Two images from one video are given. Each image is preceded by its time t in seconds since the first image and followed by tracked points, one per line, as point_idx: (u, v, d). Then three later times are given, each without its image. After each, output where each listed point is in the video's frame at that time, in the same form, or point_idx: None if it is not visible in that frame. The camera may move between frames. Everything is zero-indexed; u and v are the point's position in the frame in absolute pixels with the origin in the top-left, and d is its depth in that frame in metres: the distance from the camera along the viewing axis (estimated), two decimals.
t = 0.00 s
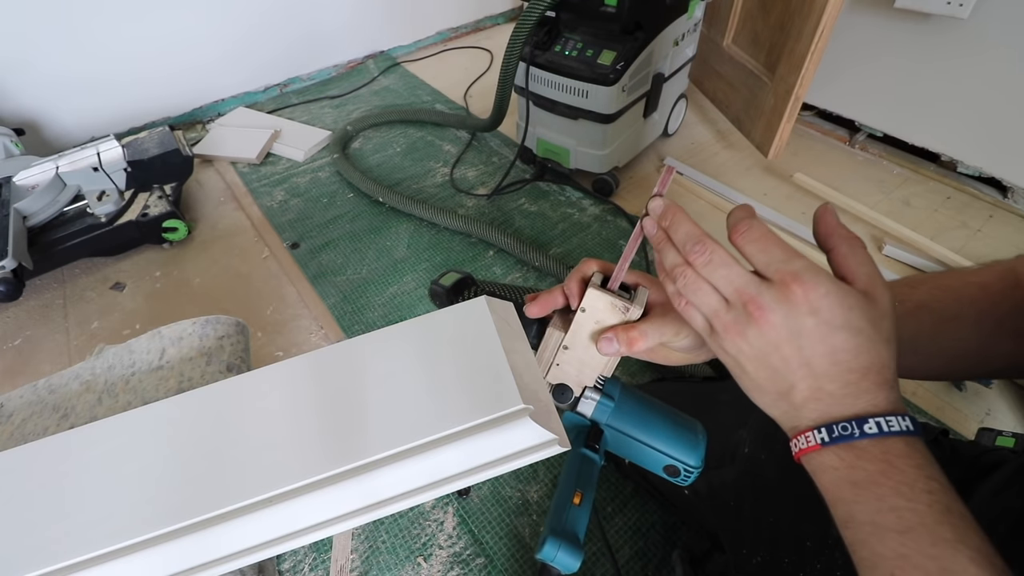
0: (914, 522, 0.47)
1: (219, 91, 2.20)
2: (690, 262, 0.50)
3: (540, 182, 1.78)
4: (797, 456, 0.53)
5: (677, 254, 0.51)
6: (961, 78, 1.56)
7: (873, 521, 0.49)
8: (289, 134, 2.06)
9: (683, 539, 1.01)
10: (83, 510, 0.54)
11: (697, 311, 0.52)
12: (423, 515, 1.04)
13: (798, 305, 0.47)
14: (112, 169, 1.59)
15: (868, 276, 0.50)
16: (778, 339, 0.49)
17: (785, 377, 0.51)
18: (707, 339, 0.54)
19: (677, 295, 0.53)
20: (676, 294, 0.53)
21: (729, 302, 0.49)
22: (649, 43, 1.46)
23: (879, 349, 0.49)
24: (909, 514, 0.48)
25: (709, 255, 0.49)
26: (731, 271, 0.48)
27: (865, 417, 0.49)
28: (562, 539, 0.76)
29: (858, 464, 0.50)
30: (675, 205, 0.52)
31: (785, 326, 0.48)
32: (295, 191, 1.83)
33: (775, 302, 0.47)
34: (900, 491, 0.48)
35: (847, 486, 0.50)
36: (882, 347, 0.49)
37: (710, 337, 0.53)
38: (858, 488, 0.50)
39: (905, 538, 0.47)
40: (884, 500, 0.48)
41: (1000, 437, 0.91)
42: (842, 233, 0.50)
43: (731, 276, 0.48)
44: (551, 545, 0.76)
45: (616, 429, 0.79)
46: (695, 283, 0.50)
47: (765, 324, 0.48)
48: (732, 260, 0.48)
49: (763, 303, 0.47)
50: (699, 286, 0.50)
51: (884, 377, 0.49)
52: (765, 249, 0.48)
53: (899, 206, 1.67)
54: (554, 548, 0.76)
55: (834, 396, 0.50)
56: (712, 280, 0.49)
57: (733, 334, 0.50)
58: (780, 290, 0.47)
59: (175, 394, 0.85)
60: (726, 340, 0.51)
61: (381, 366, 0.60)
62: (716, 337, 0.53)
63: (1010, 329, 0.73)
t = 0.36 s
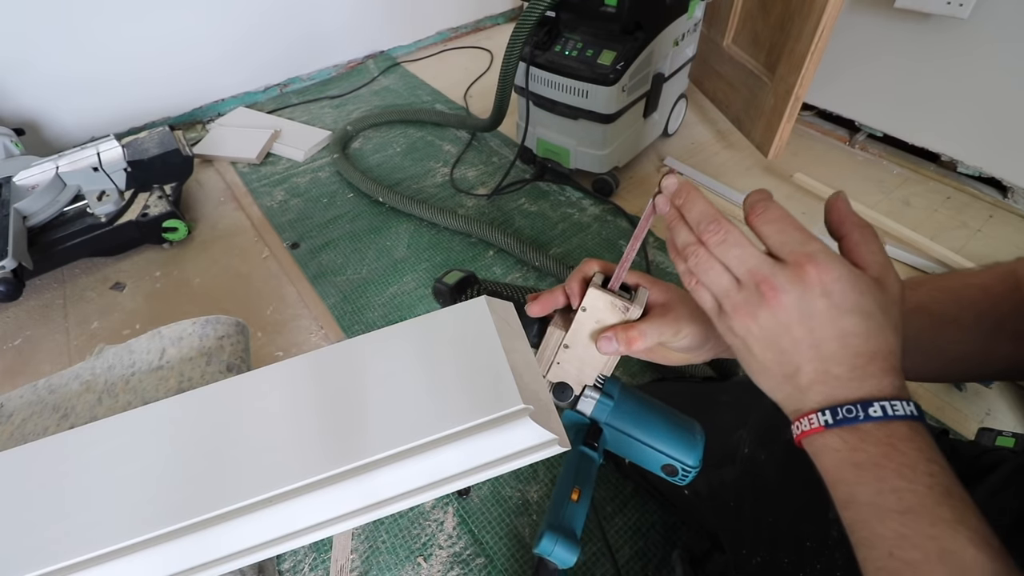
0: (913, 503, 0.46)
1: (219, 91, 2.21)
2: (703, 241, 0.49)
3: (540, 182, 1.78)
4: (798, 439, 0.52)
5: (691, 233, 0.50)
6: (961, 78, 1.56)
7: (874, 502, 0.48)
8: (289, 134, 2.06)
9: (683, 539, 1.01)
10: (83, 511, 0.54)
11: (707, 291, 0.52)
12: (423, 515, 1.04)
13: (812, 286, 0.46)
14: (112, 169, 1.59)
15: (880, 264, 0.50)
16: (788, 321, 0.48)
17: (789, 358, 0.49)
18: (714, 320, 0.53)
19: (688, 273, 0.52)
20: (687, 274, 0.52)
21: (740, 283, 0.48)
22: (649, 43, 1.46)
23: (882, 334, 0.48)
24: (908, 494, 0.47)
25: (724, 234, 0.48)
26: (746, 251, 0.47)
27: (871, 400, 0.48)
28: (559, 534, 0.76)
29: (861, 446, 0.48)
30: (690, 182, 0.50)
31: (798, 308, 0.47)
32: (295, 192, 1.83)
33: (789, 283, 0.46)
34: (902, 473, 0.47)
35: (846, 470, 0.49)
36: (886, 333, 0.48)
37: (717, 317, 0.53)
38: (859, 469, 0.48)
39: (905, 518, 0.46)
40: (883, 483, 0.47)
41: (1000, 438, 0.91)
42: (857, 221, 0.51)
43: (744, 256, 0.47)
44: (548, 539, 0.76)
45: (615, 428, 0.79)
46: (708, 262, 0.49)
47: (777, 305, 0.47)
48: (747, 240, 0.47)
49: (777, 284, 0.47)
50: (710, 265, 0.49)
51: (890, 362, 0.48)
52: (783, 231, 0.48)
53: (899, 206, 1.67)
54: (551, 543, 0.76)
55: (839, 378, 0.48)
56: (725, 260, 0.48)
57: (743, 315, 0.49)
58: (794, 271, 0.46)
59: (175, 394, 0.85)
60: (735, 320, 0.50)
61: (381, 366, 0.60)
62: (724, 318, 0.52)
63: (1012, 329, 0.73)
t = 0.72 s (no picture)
0: (930, 502, 0.46)
1: (219, 91, 2.21)
2: (722, 238, 0.48)
3: (540, 182, 1.78)
4: (812, 441, 0.51)
5: (709, 229, 0.49)
6: (961, 78, 1.56)
7: (889, 504, 0.47)
8: (289, 134, 2.06)
9: (683, 539, 1.01)
10: (83, 511, 0.54)
11: (721, 290, 0.51)
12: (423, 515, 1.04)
13: (829, 287, 0.46)
14: (112, 169, 1.59)
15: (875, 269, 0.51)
16: (805, 323, 0.48)
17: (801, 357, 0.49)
18: (726, 323, 0.52)
19: (703, 272, 0.51)
20: (701, 273, 0.51)
21: (759, 282, 0.48)
22: (649, 43, 1.46)
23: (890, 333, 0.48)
24: (927, 497, 0.46)
25: (748, 230, 0.47)
26: (766, 249, 0.47)
27: (888, 401, 0.47)
28: (558, 538, 0.76)
29: (877, 447, 0.48)
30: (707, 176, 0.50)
31: (815, 310, 0.47)
32: (295, 191, 1.83)
33: (809, 283, 0.46)
34: (918, 474, 0.47)
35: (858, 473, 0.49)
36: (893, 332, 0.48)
37: (729, 320, 0.52)
38: (875, 471, 0.48)
39: (922, 520, 0.46)
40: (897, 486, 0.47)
41: (1000, 437, 0.91)
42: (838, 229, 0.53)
43: (766, 254, 0.47)
44: (547, 544, 0.76)
45: (616, 430, 0.80)
46: (727, 259, 0.48)
47: (796, 305, 0.47)
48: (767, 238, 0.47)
49: (796, 284, 0.47)
50: (730, 264, 0.48)
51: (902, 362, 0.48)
52: (800, 230, 0.47)
53: (899, 206, 1.67)
54: (551, 547, 0.76)
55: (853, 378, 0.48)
56: (747, 255, 0.48)
57: (759, 316, 0.49)
58: (814, 270, 0.46)
59: (174, 394, 0.85)
60: (752, 322, 0.50)
61: (382, 366, 0.60)
62: (738, 319, 0.51)
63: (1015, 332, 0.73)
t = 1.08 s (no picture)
0: (911, 509, 0.49)
1: (219, 91, 2.21)
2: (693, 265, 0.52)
3: (540, 182, 1.78)
4: (799, 455, 0.54)
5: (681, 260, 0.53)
6: (961, 78, 1.56)
7: (874, 513, 0.50)
8: (289, 134, 2.06)
9: (683, 539, 1.01)
10: (83, 511, 0.55)
11: (699, 314, 0.54)
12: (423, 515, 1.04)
13: (796, 301, 0.49)
14: (112, 169, 1.59)
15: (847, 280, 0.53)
16: (779, 335, 0.50)
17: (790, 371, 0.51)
18: (711, 344, 0.55)
19: (682, 301, 0.54)
20: (680, 299, 0.54)
21: (731, 303, 0.51)
22: (649, 43, 1.46)
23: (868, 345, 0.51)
24: (909, 504, 0.49)
25: (714, 255, 0.50)
26: (733, 271, 0.50)
27: (865, 411, 0.51)
28: (559, 528, 0.76)
29: (861, 458, 0.51)
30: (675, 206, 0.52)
31: (787, 323, 0.49)
32: (295, 192, 1.83)
33: (779, 298, 0.49)
34: (899, 482, 0.50)
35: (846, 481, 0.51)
36: (872, 344, 0.51)
37: (714, 341, 0.55)
38: (859, 481, 0.51)
39: (905, 527, 0.48)
40: (880, 494, 0.49)
41: (1000, 438, 0.92)
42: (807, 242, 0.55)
43: (732, 275, 0.50)
44: (548, 535, 0.76)
45: (617, 424, 0.80)
46: (699, 285, 0.52)
47: (768, 319, 0.49)
48: (733, 261, 0.50)
49: (764, 300, 0.49)
50: (703, 289, 0.52)
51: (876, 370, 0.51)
52: (762, 252, 0.50)
53: (899, 206, 1.67)
54: (550, 538, 0.76)
55: (835, 393, 0.51)
56: (716, 279, 0.51)
57: (738, 333, 0.51)
58: (781, 287, 0.49)
59: (174, 394, 0.85)
60: (731, 339, 0.52)
61: (382, 366, 0.60)
62: (720, 340, 0.54)
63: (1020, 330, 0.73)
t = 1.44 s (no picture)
0: (885, 510, 0.50)
1: (219, 91, 2.20)
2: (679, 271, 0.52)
3: (541, 182, 1.78)
4: (778, 460, 0.55)
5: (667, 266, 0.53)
6: (962, 78, 1.56)
7: (852, 516, 0.51)
8: (289, 134, 2.06)
9: (683, 539, 1.01)
10: (83, 511, 0.55)
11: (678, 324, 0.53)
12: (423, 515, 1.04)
13: (775, 307, 0.50)
14: (112, 169, 1.59)
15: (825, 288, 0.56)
16: (759, 341, 0.50)
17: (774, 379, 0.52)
18: (690, 352, 0.54)
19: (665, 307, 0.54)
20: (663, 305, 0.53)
21: (712, 308, 0.51)
22: (649, 43, 1.46)
23: (846, 353, 0.53)
24: (886, 507, 0.51)
25: (699, 260, 0.51)
26: (717, 277, 0.51)
27: (841, 416, 0.52)
28: (556, 528, 0.76)
29: (839, 462, 0.52)
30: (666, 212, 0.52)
31: (765, 329, 0.50)
32: (295, 192, 1.83)
33: (757, 304, 0.50)
34: (876, 485, 0.51)
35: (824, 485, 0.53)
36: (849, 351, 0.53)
37: (694, 349, 0.54)
38: (836, 484, 0.52)
39: (881, 529, 0.50)
40: (860, 497, 0.51)
41: (1000, 438, 0.92)
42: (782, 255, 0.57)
43: (715, 281, 0.51)
44: (545, 535, 0.76)
45: (614, 424, 0.79)
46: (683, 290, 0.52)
47: (747, 325, 0.50)
48: (716, 268, 0.51)
49: (745, 305, 0.50)
50: (687, 293, 0.52)
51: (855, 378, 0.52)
52: (743, 260, 0.51)
53: (899, 206, 1.67)
54: (548, 539, 0.76)
55: (812, 399, 0.52)
56: (699, 284, 0.51)
57: (719, 338, 0.51)
58: (761, 293, 0.50)
59: (174, 394, 0.85)
60: (713, 344, 0.52)
61: (382, 367, 0.60)
62: (701, 347, 0.53)
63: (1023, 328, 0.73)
